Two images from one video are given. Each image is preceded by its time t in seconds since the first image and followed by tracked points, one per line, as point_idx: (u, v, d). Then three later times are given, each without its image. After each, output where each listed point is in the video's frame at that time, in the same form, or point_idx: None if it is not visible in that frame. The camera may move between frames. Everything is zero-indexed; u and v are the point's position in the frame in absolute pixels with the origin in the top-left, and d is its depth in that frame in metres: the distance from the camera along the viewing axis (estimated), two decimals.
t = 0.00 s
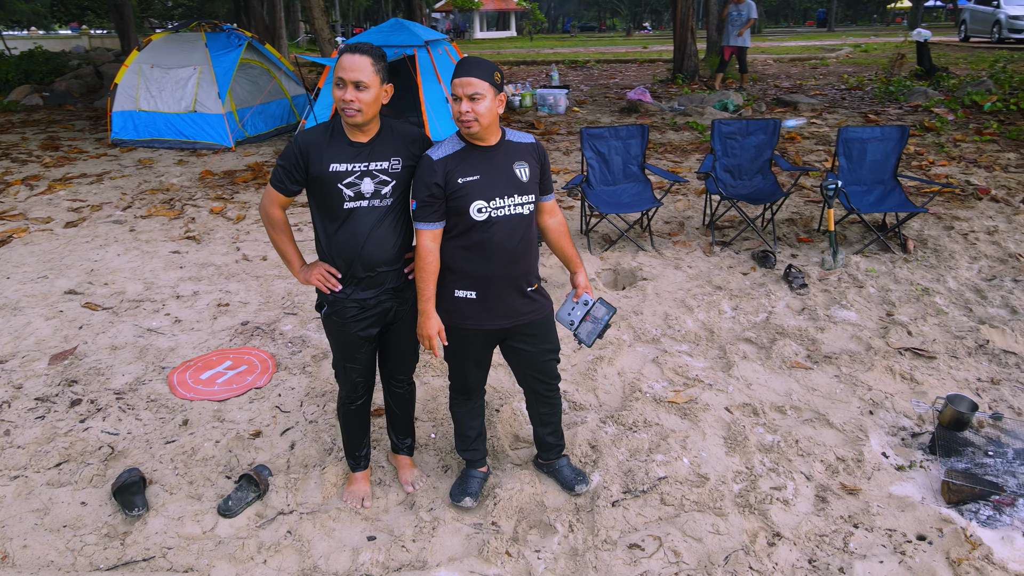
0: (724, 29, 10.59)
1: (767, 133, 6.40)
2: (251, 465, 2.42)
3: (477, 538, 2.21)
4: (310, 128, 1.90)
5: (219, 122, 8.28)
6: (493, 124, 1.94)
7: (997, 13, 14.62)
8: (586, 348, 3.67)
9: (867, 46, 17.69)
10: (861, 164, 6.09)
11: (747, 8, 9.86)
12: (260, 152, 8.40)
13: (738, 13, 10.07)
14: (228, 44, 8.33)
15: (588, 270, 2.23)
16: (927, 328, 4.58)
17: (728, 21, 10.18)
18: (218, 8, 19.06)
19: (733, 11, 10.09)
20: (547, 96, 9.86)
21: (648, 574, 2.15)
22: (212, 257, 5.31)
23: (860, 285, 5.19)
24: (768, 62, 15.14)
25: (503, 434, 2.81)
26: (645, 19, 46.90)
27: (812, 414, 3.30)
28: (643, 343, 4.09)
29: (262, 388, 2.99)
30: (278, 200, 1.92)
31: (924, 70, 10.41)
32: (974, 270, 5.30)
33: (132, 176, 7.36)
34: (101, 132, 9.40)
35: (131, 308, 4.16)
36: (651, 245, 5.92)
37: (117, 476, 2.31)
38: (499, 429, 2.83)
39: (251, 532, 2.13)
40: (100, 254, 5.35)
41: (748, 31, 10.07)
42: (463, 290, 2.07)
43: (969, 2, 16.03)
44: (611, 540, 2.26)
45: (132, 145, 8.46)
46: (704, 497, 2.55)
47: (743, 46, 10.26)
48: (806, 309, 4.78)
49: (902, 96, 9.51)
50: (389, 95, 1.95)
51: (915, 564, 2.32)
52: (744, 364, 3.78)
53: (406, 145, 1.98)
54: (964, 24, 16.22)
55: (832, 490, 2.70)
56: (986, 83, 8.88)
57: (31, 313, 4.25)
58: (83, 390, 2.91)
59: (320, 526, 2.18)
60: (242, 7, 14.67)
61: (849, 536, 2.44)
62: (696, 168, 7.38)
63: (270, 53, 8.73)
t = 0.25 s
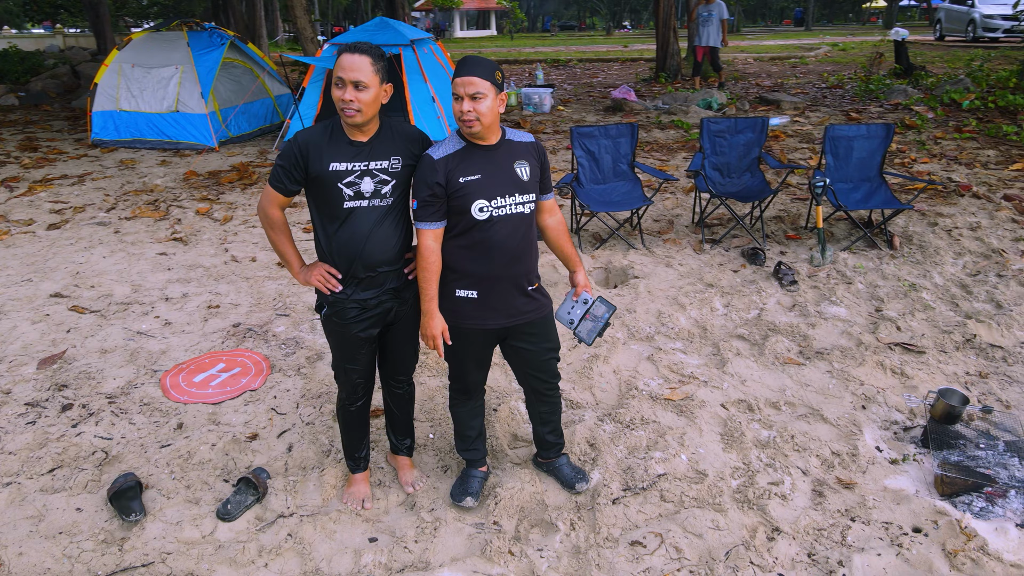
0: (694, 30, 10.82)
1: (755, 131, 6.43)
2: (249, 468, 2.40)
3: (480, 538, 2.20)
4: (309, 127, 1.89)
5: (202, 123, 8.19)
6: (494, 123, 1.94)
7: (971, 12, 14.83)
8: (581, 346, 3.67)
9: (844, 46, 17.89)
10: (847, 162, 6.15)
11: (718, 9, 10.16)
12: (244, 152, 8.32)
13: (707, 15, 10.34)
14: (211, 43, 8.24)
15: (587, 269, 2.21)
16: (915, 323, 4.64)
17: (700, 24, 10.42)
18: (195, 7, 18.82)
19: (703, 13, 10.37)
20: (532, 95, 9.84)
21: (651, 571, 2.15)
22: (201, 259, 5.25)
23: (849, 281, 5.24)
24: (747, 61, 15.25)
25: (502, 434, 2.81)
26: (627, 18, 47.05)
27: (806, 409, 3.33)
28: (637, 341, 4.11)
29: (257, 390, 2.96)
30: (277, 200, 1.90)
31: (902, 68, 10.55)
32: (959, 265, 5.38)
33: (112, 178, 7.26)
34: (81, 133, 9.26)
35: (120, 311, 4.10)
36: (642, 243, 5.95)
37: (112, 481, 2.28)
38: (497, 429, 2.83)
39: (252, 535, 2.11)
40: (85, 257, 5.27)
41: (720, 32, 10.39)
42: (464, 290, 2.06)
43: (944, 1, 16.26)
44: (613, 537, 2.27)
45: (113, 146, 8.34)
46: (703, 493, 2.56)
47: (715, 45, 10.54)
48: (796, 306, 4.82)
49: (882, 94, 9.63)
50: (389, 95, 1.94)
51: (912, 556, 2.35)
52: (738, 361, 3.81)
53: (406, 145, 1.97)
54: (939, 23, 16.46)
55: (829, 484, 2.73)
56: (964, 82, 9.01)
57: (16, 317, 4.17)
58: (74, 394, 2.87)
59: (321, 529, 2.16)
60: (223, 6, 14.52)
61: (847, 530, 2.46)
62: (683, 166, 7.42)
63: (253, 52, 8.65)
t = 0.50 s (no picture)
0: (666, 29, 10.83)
1: (742, 130, 6.47)
2: (247, 472, 2.37)
3: (482, 538, 2.20)
4: (308, 127, 1.87)
5: (182, 123, 8.08)
6: (494, 123, 1.93)
7: (943, 12, 15.07)
8: (576, 345, 3.68)
9: (820, 45, 18.11)
10: (832, 160, 6.22)
11: (690, 7, 10.20)
12: (226, 153, 8.22)
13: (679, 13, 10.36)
14: (190, 43, 8.13)
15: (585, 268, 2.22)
16: (902, 318, 4.70)
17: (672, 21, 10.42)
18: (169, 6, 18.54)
19: (675, 10, 10.37)
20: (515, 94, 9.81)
21: (653, 567, 2.16)
22: (187, 261, 5.19)
23: (836, 278, 5.30)
24: (725, 60, 15.38)
25: (500, 433, 2.80)
26: (606, 18, 47.23)
27: (799, 404, 3.36)
28: (629, 339, 4.12)
29: (251, 393, 2.92)
30: (276, 201, 1.87)
31: (879, 67, 10.70)
32: (942, 261, 5.46)
33: (91, 179, 7.13)
34: (57, 134, 9.09)
35: (106, 315, 4.03)
36: (631, 241, 5.97)
37: (107, 487, 2.24)
38: (495, 429, 2.82)
39: (252, 540, 2.09)
40: (68, 260, 5.18)
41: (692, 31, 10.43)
42: (464, 290, 2.06)
43: (916, 1, 16.50)
44: (614, 535, 2.27)
45: (91, 147, 8.20)
46: (702, 489, 2.58)
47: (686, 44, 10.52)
48: (786, 302, 4.87)
49: (860, 92, 9.76)
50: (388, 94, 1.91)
51: (909, 548, 2.37)
52: (730, 358, 3.83)
53: (406, 144, 1.96)
54: (912, 23, 16.70)
55: (824, 478, 2.75)
56: (939, 80, 9.16)
57: None
58: (64, 400, 2.81)
59: (321, 532, 2.14)
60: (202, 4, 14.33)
61: (843, 523, 2.48)
62: (668, 165, 7.46)
63: (233, 52, 8.55)
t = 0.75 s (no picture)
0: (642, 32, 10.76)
1: (731, 130, 6.51)
2: (244, 477, 2.34)
3: (484, 539, 2.19)
4: (308, 129, 1.85)
5: (166, 125, 7.99)
6: (493, 124, 1.93)
7: (920, 14, 15.25)
8: (571, 346, 3.68)
9: (800, 46, 18.28)
10: (819, 160, 6.28)
11: (667, 11, 10.29)
12: (211, 155, 8.15)
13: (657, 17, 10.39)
14: (173, 44, 8.05)
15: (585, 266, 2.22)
16: (891, 316, 4.76)
17: (650, 25, 10.46)
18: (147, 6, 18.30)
19: (652, 14, 10.42)
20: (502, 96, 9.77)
21: (655, 566, 2.16)
22: (176, 264, 5.13)
23: (825, 277, 5.35)
24: (708, 61, 15.47)
25: (498, 435, 2.80)
26: (590, 20, 47.38)
27: (793, 402, 3.39)
28: (624, 339, 4.13)
29: (246, 397, 2.90)
30: (275, 203, 1.86)
31: (859, 68, 10.83)
32: (928, 259, 5.52)
33: (74, 183, 7.03)
34: (38, 137, 8.95)
35: (95, 319, 3.97)
36: (622, 241, 5.99)
37: (102, 494, 2.20)
38: (493, 430, 2.82)
39: (251, 545, 2.07)
40: (53, 265, 5.10)
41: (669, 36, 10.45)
42: (465, 291, 2.06)
43: (893, 3, 16.71)
44: (615, 534, 2.27)
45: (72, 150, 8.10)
46: (701, 488, 2.58)
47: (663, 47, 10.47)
48: (777, 301, 4.90)
49: (842, 93, 9.86)
50: (388, 95, 1.89)
51: (906, 543, 2.39)
52: (725, 357, 3.86)
53: (406, 146, 1.95)
54: (889, 24, 16.91)
55: (821, 475, 2.77)
56: (920, 81, 9.28)
57: None
58: (54, 406, 2.77)
59: (322, 536, 2.12)
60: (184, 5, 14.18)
61: (841, 519, 2.50)
62: (657, 165, 7.50)
63: (217, 53, 8.48)
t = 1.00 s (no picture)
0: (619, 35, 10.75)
1: (720, 131, 6.56)
2: (242, 481, 2.32)
3: (486, 540, 2.19)
4: (308, 130, 1.83)
5: (150, 127, 7.90)
6: (492, 126, 1.91)
7: (898, 15, 15.42)
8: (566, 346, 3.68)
9: (780, 47, 18.43)
10: (807, 159, 6.33)
11: (642, 13, 10.19)
12: (196, 157, 8.06)
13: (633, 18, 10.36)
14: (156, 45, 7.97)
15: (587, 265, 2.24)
16: (881, 313, 4.81)
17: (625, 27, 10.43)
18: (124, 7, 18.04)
19: (628, 16, 10.41)
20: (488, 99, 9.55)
21: (657, 564, 2.17)
22: (165, 268, 5.07)
23: (815, 275, 5.40)
24: (690, 62, 15.55)
25: (496, 435, 2.79)
26: (572, 21, 47.49)
27: (788, 400, 3.41)
28: (618, 338, 4.14)
29: (242, 401, 2.87)
30: (275, 206, 1.84)
31: (840, 68, 10.94)
32: (915, 257, 5.59)
33: (58, 186, 6.93)
34: (20, 139, 8.81)
35: (84, 324, 3.90)
36: (613, 242, 6.00)
37: (98, 501, 2.17)
38: (491, 431, 2.81)
39: (252, 550, 2.05)
40: (38, 269, 5.02)
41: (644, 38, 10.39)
42: (467, 292, 2.05)
43: (871, 4, 16.90)
44: (617, 533, 2.27)
45: (53, 152, 7.99)
46: (700, 486, 2.60)
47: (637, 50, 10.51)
48: (769, 300, 4.94)
49: (825, 94, 9.96)
50: (388, 97, 1.87)
51: (903, 537, 2.42)
52: (719, 356, 3.88)
53: (406, 147, 1.95)
54: (867, 25, 17.10)
55: (817, 471, 2.80)
56: (900, 82, 9.39)
57: None
58: (46, 412, 2.73)
59: (323, 539, 2.11)
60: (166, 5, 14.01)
61: (839, 515, 2.52)
62: (645, 165, 7.53)
63: (200, 54, 8.40)
